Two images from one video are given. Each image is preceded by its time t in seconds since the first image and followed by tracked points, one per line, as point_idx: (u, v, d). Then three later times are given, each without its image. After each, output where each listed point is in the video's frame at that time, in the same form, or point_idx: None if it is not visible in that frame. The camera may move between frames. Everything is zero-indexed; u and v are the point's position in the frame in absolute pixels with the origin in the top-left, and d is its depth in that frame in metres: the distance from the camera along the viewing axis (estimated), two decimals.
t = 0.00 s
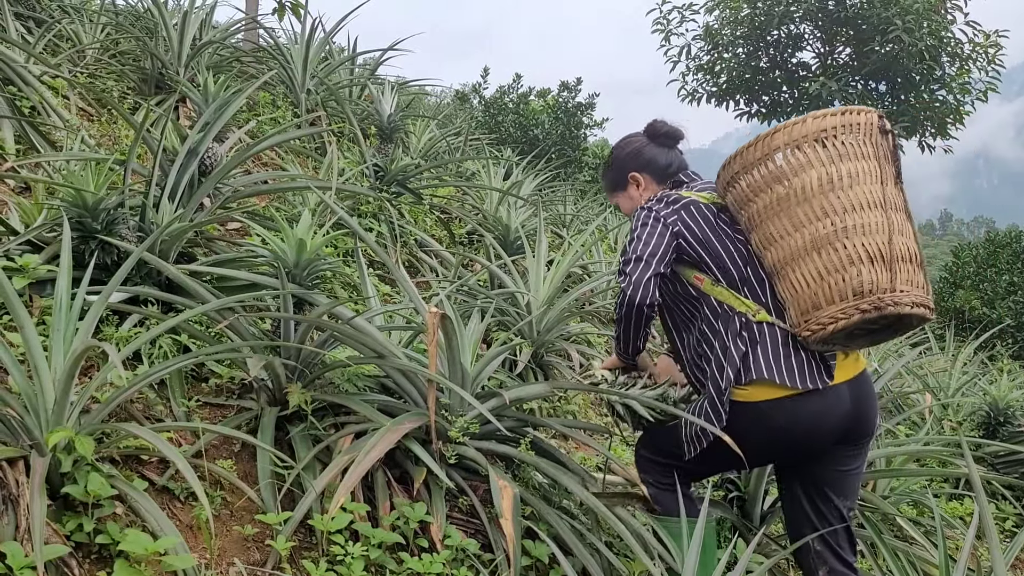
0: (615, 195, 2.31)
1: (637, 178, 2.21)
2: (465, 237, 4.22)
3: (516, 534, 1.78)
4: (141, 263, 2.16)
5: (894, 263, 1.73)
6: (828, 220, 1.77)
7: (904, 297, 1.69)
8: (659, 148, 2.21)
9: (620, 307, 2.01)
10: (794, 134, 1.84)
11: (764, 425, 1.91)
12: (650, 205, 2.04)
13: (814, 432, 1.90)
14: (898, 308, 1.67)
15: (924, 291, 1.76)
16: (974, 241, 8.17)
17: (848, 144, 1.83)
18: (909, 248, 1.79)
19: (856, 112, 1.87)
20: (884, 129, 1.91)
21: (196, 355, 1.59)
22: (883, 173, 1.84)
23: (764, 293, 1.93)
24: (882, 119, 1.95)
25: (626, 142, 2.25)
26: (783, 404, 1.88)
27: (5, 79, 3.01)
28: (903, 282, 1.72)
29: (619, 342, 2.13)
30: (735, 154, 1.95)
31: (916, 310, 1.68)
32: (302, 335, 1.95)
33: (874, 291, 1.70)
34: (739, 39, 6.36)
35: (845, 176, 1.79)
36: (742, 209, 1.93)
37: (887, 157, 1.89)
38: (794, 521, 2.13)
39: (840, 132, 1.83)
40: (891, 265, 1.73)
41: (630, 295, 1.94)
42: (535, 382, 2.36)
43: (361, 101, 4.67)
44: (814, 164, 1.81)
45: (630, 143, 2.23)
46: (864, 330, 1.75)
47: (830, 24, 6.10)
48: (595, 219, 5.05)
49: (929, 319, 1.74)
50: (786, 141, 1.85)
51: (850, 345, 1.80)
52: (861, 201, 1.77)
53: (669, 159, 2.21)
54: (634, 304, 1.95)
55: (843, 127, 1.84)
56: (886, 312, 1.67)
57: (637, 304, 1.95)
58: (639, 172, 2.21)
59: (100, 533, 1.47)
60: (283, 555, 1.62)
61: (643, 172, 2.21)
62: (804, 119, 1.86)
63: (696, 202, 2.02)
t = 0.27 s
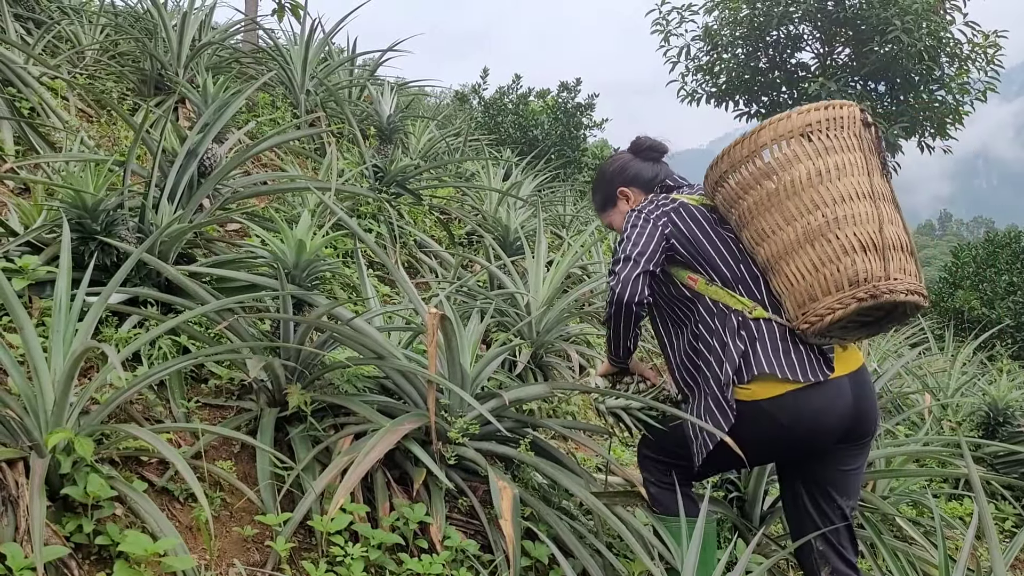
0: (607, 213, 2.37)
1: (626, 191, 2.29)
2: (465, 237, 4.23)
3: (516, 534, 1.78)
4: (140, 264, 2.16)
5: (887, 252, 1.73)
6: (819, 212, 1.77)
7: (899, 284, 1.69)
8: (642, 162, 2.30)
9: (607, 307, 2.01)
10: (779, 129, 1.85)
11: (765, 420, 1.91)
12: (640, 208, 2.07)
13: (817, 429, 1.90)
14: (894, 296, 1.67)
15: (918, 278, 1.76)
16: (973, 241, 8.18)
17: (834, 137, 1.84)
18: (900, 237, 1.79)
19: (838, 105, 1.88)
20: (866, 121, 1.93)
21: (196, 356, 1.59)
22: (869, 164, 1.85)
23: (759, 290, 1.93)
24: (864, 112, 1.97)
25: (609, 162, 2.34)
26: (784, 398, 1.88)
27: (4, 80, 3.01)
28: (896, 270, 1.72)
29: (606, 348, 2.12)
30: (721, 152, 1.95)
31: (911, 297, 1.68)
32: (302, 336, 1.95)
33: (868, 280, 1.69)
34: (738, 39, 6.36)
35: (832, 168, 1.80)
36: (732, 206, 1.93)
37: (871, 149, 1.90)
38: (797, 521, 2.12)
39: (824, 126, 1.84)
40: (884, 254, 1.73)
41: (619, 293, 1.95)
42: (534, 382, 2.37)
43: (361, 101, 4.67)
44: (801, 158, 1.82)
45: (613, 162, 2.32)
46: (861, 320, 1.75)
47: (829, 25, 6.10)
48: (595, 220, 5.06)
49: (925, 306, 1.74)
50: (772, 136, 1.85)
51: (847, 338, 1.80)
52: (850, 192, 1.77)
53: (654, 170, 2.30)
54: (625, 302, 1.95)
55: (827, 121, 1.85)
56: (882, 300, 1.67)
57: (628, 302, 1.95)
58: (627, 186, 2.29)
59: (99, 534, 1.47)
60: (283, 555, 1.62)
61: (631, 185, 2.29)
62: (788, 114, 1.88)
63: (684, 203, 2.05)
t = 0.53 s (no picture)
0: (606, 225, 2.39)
1: (621, 201, 2.31)
2: (465, 237, 4.23)
3: (516, 534, 1.78)
4: (140, 264, 2.16)
5: (875, 241, 1.72)
6: (805, 205, 1.78)
7: (889, 273, 1.68)
8: (634, 171, 2.33)
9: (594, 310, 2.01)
10: (762, 127, 1.88)
11: (765, 419, 1.91)
12: (629, 213, 2.08)
13: (820, 428, 1.90)
14: (884, 284, 1.66)
15: (909, 267, 1.76)
16: (973, 240, 8.18)
17: (815, 132, 1.86)
18: (889, 227, 1.79)
19: (818, 102, 1.91)
20: (849, 116, 1.95)
21: (195, 356, 1.59)
22: (854, 157, 1.86)
23: (750, 288, 1.94)
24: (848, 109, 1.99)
25: (602, 175, 2.37)
26: (783, 396, 1.88)
27: (4, 81, 3.01)
28: (886, 259, 1.71)
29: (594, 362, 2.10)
30: (706, 154, 1.97)
31: (902, 286, 1.67)
32: (302, 336, 1.95)
33: (857, 270, 1.68)
34: (738, 39, 6.36)
35: (816, 162, 1.81)
36: (720, 206, 1.94)
37: (856, 144, 1.91)
38: (800, 523, 2.12)
39: (806, 122, 1.87)
40: (872, 244, 1.72)
41: (605, 297, 1.96)
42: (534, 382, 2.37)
43: (361, 102, 4.67)
44: (784, 154, 1.84)
45: (606, 174, 2.36)
46: (854, 312, 1.73)
47: (829, 25, 6.10)
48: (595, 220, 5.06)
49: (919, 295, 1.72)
50: (754, 134, 1.88)
51: (844, 331, 1.78)
52: (835, 184, 1.78)
53: (647, 178, 2.33)
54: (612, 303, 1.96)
55: (808, 117, 1.87)
56: (872, 289, 1.66)
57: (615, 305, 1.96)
58: (623, 196, 2.31)
59: (99, 534, 1.47)
60: (283, 555, 1.62)
61: (626, 195, 2.31)
62: (770, 112, 1.90)
63: (672, 206, 2.06)
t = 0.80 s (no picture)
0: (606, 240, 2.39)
1: (617, 215, 2.31)
2: (465, 238, 4.23)
3: (516, 535, 1.79)
4: (140, 265, 2.16)
5: (859, 238, 1.71)
6: (786, 207, 1.78)
7: (875, 269, 1.67)
8: (627, 183, 2.32)
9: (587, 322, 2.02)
10: (737, 134, 1.88)
11: (767, 421, 1.92)
12: (621, 225, 2.09)
13: (823, 430, 1.90)
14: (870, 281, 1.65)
15: (896, 260, 1.74)
16: (973, 241, 8.18)
17: (791, 134, 1.85)
18: (874, 222, 1.78)
19: (792, 103, 1.90)
20: (825, 114, 1.94)
21: (195, 357, 1.59)
22: (833, 154, 1.85)
23: (743, 294, 1.94)
24: (823, 105, 1.98)
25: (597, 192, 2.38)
26: (783, 399, 1.88)
27: (4, 82, 3.01)
28: (872, 254, 1.70)
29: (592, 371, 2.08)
30: (687, 164, 1.98)
31: (889, 281, 1.66)
32: (302, 337, 1.95)
33: (843, 269, 1.68)
34: (737, 40, 6.37)
35: (794, 163, 1.81)
36: (704, 214, 1.94)
37: (833, 140, 1.90)
38: (804, 524, 2.12)
39: (780, 124, 1.86)
40: (857, 241, 1.71)
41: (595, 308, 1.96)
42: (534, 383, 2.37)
43: (361, 102, 4.68)
44: (762, 158, 1.83)
45: (600, 190, 2.36)
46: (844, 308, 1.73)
47: (829, 25, 6.10)
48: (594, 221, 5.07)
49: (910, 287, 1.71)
50: (730, 142, 1.88)
51: (840, 328, 1.77)
52: (814, 184, 1.78)
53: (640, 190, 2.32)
54: (604, 315, 1.96)
55: (781, 119, 1.87)
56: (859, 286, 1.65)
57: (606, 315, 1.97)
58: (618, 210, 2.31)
59: (99, 535, 1.47)
60: (282, 556, 1.62)
61: (621, 209, 2.31)
62: (744, 117, 1.90)
63: (663, 218, 2.06)
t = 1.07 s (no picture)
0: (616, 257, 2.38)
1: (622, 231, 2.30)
2: (466, 239, 4.23)
3: (517, 535, 1.79)
4: (142, 266, 2.16)
5: (850, 233, 1.71)
6: (776, 207, 1.78)
7: (866, 263, 1.66)
8: (632, 198, 2.31)
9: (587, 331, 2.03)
10: (724, 138, 1.89)
11: (770, 424, 1.92)
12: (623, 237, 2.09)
13: (829, 433, 1.89)
14: (862, 274, 1.64)
15: (891, 252, 1.73)
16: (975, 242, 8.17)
17: (778, 134, 1.86)
18: (866, 216, 1.76)
19: (778, 105, 1.91)
20: (814, 113, 1.94)
21: (197, 357, 1.59)
22: (822, 152, 1.85)
23: (743, 299, 1.94)
24: (812, 105, 1.98)
25: (604, 210, 2.38)
26: (787, 402, 1.88)
27: (6, 83, 3.02)
28: (863, 249, 1.69)
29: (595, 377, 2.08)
30: (679, 172, 1.99)
31: (883, 273, 1.64)
32: (304, 338, 1.95)
33: (834, 264, 1.67)
34: (738, 41, 6.37)
35: (781, 163, 1.81)
36: (698, 218, 1.95)
37: (823, 138, 1.89)
38: (807, 527, 2.12)
39: (766, 126, 1.87)
40: (849, 235, 1.71)
41: (594, 318, 1.97)
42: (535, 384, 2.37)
43: (362, 103, 4.68)
44: (750, 159, 1.84)
45: (606, 208, 2.36)
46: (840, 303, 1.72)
47: (830, 26, 6.10)
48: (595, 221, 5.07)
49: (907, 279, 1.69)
50: (718, 147, 1.89)
51: (845, 327, 1.81)
52: (802, 182, 1.78)
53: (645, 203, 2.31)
54: (603, 325, 1.97)
55: (767, 120, 1.88)
56: (851, 281, 1.64)
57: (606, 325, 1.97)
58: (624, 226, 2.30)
59: (101, 535, 1.48)
60: (284, 556, 1.62)
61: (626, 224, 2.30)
62: (730, 121, 1.91)
63: (662, 229, 2.05)
